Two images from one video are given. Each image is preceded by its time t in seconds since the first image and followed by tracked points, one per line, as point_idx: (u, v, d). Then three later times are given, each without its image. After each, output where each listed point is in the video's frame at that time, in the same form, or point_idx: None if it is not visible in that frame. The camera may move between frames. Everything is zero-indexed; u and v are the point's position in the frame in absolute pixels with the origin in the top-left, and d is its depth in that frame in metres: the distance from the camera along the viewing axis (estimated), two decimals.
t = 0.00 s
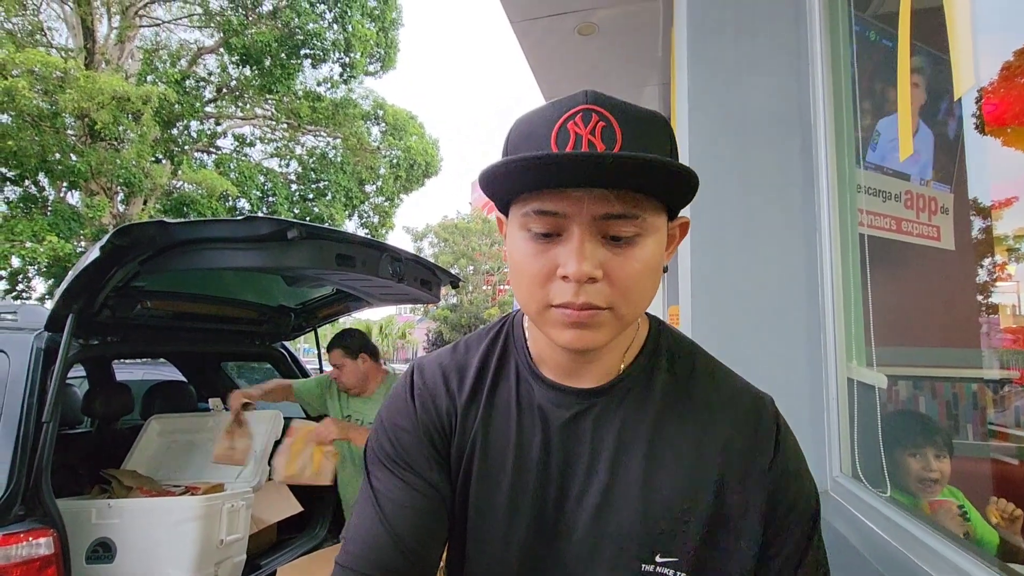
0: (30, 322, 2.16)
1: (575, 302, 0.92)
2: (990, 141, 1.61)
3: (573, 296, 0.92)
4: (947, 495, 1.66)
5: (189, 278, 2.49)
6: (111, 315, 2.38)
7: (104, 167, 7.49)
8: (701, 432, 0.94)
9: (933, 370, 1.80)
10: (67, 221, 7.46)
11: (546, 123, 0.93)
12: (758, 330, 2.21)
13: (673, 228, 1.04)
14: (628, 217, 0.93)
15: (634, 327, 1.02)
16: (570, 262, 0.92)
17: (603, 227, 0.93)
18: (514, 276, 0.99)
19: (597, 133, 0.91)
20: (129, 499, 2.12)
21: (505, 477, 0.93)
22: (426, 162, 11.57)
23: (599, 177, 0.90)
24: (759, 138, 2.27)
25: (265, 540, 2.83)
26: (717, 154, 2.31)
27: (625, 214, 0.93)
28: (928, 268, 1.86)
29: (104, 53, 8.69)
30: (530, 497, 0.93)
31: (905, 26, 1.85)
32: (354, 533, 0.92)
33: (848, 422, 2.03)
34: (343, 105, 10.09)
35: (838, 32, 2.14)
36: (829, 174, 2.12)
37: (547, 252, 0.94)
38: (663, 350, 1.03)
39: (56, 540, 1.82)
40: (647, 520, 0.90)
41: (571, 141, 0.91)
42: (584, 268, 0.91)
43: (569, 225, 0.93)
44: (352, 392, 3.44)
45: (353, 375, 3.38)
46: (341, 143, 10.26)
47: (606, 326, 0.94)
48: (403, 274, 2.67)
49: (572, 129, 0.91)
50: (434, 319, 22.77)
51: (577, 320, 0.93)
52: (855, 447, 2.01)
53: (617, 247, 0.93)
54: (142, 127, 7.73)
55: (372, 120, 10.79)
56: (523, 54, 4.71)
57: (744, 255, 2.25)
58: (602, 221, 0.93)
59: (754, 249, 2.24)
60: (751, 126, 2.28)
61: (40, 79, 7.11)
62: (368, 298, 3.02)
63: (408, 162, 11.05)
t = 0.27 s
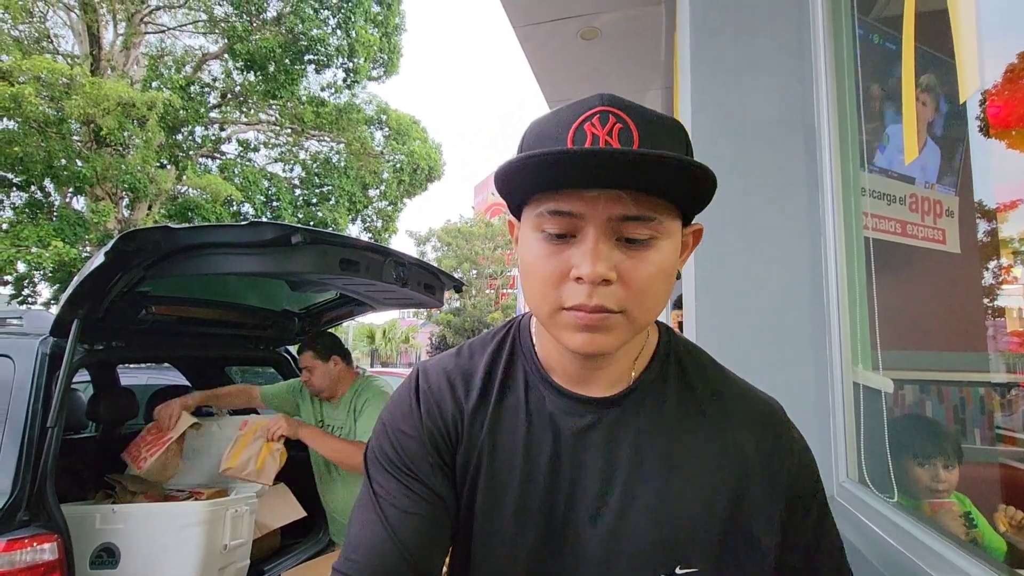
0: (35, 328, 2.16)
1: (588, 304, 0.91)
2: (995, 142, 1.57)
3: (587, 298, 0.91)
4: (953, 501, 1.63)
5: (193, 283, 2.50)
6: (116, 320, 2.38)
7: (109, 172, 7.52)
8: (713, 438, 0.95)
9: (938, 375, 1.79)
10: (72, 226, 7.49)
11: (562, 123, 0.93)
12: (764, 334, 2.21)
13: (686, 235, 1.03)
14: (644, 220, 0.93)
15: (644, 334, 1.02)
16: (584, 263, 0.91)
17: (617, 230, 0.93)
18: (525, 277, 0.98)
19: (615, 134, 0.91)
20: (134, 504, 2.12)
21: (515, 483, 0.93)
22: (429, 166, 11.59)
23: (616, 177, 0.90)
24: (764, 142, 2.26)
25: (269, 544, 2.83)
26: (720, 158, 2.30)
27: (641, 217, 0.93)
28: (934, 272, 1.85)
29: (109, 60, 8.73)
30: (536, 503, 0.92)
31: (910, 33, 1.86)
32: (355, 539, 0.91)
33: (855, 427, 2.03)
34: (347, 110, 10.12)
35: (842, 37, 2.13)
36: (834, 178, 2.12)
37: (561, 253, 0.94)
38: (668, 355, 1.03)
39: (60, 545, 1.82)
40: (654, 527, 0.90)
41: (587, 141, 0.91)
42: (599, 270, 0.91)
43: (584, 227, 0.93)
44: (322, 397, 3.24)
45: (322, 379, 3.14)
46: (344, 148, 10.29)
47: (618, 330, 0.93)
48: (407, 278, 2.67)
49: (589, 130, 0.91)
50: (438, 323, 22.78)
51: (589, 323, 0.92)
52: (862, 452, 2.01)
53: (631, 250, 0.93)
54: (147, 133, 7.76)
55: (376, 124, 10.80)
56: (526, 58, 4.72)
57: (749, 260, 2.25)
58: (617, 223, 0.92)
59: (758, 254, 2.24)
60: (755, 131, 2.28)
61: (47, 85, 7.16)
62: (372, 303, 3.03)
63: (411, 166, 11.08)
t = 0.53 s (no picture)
0: (41, 331, 2.16)
1: (590, 300, 0.91)
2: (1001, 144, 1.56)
3: (589, 293, 0.91)
4: (964, 503, 1.61)
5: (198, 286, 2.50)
6: (122, 324, 2.39)
7: (116, 177, 7.55)
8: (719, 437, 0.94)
9: (946, 376, 1.76)
10: (80, 231, 7.53)
11: (557, 124, 0.93)
12: (770, 334, 2.20)
13: (688, 230, 1.03)
14: (642, 213, 0.93)
15: (651, 331, 1.02)
16: (584, 258, 0.91)
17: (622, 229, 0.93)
18: (528, 276, 0.98)
19: (608, 131, 0.91)
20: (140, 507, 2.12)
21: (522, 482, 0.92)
22: (434, 169, 11.61)
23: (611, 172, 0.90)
24: (769, 141, 2.26)
25: (276, 547, 2.83)
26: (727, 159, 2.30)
27: (639, 211, 0.92)
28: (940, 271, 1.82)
29: (116, 66, 8.80)
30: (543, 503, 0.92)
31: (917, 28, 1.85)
32: (365, 539, 0.90)
33: (863, 428, 2.01)
34: (351, 114, 10.14)
35: (848, 37, 2.13)
36: (840, 177, 2.11)
37: (561, 250, 0.93)
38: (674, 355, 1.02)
39: (67, 548, 1.82)
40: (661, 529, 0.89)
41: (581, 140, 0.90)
42: (599, 264, 0.90)
43: (583, 223, 0.93)
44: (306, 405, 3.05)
45: (309, 386, 2.97)
46: (349, 151, 10.31)
47: (623, 325, 0.93)
48: (411, 281, 2.67)
49: (583, 129, 0.91)
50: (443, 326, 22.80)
51: (592, 318, 0.91)
52: (871, 454, 2.00)
53: (631, 245, 0.93)
54: (153, 138, 7.80)
55: (380, 128, 10.80)
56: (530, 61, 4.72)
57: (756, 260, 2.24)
58: (615, 217, 0.92)
59: (765, 253, 2.23)
60: (759, 130, 2.27)
61: (55, 91, 7.21)
62: (377, 305, 3.03)
63: (416, 169, 11.09)
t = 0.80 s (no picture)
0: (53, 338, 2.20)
1: (536, 309, 0.94)
2: (1010, 142, 1.56)
3: (534, 303, 0.94)
4: (974, 508, 1.60)
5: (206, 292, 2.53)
6: (131, 329, 2.41)
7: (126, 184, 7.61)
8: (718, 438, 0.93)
9: (954, 376, 1.77)
10: (90, 237, 7.60)
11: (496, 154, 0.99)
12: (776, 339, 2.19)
13: (647, 233, 1.02)
14: (575, 223, 0.95)
15: (626, 334, 1.02)
16: (526, 272, 0.95)
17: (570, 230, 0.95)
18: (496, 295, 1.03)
19: (534, 154, 0.94)
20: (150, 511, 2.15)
21: (529, 483, 0.93)
22: (439, 173, 11.63)
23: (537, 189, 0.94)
24: (774, 142, 2.26)
25: (283, 551, 2.84)
26: (733, 162, 2.29)
27: (571, 220, 0.95)
28: (947, 271, 1.86)
29: (126, 74, 8.88)
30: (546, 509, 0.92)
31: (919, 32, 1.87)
32: (370, 540, 0.93)
33: (868, 430, 2.03)
34: (357, 119, 10.18)
35: (850, 41, 2.15)
36: (844, 178, 2.14)
37: (512, 267, 0.97)
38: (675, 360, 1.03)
39: (79, 552, 1.86)
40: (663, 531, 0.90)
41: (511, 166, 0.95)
42: (537, 275, 0.93)
43: (526, 240, 0.97)
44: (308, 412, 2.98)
45: (309, 395, 2.89)
46: (355, 155, 10.35)
47: (574, 330, 0.94)
48: (417, 285, 2.69)
49: (515, 155, 0.95)
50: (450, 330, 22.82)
51: (543, 326, 0.94)
52: (876, 458, 2.01)
53: (570, 253, 0.95)
54: (161, 144, 7.85)
55: (386, 132, 10.84)
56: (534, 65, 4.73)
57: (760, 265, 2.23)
58: (552, 229, 0.96)
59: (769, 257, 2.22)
60: (763, 131, 2.27)
61: (66, 100, 7.30)
62: (382, 309, 3.05)
63: (422, 173, 11.12)
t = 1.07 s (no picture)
0: (71, 340, 2.23)
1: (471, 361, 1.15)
2: None
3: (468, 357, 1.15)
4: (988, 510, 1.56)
5: (218, 293, 2.57)
6: (146, 332, 2.45)
7: (139, 187, 7.71)
8: (730, 435, 0.93)
9: (965, 376, 1.72)
10: (104, 240, 7.70)
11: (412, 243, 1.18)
12: (785, 339, 2.20)
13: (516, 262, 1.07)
14: (453, 293, 1.10)
15: (561, 333, 1.10)
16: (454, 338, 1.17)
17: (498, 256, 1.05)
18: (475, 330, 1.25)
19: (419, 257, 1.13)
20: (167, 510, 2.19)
21: (530, 463, 1.08)
22: (447, 173, 11.65)
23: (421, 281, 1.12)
24: (780, 142, 2.27)
25: (297, 549, 2.88)
26: (740, 165, 2.29)
27: (448, 293, 1.10)
28: (958, 268, 1.79)
29: (137, 78, 8.98)
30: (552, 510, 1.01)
31: (923, 31, 1.87)
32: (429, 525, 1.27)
33: (878, 428, 2.04)
34: (365, 120, 10.22)
35: (858, 42, 2.18)
36: (851, 176, 2.15)
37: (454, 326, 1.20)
38: (683, 356, 1.03)
39: (99, 549, 1.89)
40: (663, 525, 0.94)
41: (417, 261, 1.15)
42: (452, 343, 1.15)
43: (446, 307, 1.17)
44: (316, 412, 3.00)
45: (317, 396, 2.92)
46: (363, 156, 10.40)
47: (502, 365, 1.12)
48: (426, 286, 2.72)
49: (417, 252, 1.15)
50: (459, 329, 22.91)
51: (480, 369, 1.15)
52: (886, 456, 2.03)
53: (457, 320, 1.11)
54: (173, 147, 7.93)
55: (393, 133, 10.88)
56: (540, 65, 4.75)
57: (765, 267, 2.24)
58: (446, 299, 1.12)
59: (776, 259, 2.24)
60: (769, 131, 2.29)
61: (79, 105, 7.39)
62: (391, 310, 3.08)
63: (430, 173, 11.16)
